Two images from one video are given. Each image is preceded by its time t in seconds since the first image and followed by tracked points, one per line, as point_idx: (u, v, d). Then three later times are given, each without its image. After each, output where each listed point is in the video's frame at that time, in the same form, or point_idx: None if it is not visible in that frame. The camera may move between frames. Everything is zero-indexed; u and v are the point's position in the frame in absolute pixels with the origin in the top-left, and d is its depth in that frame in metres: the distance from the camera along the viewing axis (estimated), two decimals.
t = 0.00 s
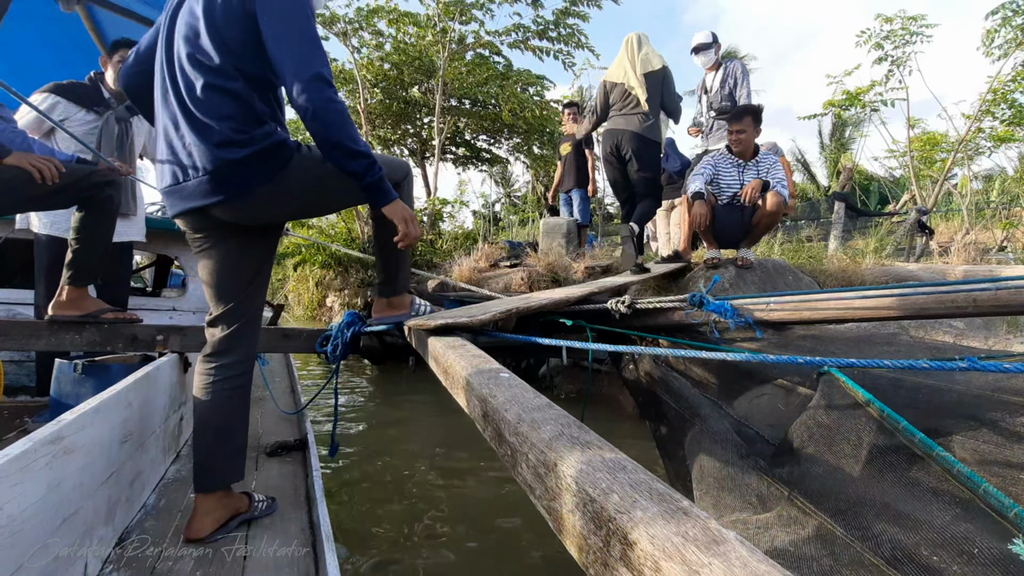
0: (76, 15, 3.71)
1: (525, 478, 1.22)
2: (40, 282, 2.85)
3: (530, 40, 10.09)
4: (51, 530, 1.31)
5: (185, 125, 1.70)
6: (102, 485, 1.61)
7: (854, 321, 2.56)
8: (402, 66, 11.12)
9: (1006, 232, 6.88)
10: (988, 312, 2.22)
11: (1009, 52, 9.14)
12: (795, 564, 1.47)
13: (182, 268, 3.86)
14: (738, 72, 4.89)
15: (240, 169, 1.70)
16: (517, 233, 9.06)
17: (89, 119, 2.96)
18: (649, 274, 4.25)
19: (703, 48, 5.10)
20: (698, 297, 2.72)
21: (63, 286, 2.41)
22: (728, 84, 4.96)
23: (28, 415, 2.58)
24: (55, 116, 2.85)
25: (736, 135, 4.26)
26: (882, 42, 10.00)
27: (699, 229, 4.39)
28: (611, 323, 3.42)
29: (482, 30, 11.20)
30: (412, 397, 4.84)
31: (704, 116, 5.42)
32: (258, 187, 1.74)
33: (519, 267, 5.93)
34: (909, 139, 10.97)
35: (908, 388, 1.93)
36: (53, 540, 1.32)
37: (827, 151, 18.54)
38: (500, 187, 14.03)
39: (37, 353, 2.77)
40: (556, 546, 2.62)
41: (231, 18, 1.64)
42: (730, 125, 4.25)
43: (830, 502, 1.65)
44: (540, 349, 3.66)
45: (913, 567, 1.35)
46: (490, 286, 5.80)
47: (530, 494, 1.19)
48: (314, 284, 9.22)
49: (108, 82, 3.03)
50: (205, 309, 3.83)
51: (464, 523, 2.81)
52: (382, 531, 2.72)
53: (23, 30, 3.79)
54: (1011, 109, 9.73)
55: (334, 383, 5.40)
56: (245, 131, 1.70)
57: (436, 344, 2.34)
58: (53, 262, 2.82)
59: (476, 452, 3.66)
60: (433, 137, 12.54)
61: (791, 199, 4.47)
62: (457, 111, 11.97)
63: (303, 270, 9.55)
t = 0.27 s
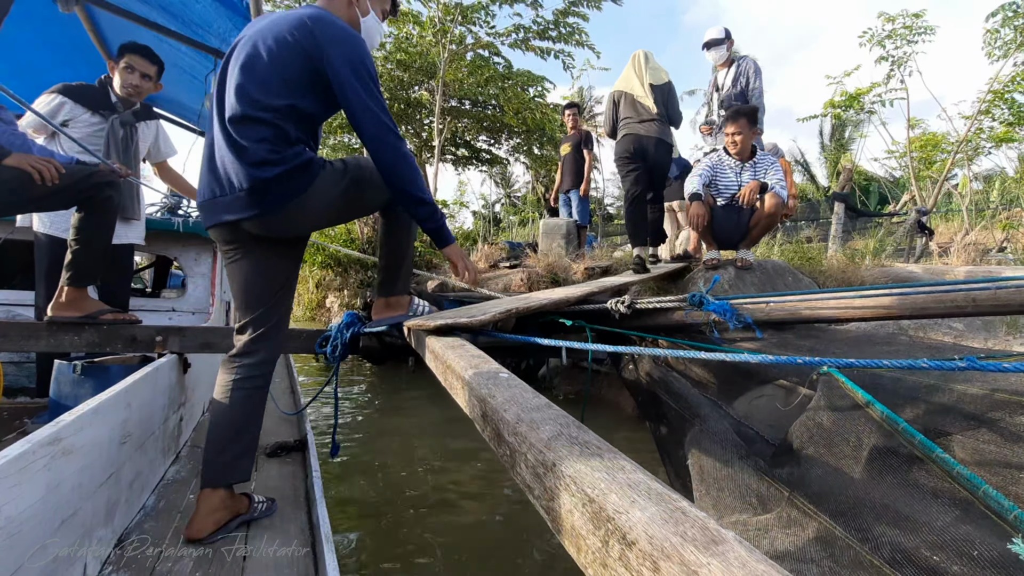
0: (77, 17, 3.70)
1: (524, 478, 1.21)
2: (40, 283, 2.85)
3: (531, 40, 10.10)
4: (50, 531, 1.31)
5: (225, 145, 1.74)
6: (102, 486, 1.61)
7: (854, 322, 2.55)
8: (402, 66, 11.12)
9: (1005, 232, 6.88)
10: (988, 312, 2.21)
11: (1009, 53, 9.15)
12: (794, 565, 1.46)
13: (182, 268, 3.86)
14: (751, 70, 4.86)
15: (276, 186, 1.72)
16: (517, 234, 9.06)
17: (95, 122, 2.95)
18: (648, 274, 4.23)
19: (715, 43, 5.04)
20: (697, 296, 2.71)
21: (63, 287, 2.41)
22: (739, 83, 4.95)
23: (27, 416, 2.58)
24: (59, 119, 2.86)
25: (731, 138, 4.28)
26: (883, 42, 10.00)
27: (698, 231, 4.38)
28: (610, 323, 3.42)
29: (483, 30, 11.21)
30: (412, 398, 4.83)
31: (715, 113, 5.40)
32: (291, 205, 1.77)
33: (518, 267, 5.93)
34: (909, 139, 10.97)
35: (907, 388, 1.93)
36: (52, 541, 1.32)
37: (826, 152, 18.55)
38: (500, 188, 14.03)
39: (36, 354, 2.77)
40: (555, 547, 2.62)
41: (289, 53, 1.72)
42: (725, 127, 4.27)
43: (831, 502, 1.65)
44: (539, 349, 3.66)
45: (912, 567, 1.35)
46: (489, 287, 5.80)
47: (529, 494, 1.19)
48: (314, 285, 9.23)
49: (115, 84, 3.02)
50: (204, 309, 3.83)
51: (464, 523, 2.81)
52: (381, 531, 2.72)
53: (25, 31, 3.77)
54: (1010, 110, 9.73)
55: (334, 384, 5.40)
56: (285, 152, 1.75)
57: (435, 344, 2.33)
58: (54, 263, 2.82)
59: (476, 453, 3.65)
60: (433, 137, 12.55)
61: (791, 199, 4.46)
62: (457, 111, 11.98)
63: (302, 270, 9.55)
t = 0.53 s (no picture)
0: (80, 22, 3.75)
1: (525, 480, 1.21)
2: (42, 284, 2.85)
3: (532, 40, 10.10)
4: (50, 531, 1.31)
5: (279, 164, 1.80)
6: (102, 486, 1.62)
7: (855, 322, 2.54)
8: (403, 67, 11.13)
9: (1005, 234, 6.88)
10: (989, 313, 2.21)
11: (1009, 53, 9.15)
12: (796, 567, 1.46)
13: (182, 269, 3.85)
14: (753, 70, 4.87)
15: (319, 211, 1.78)
16: (517, 234, 9.06)
17: (100, 121, 2.95)
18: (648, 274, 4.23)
19: (718, 43, 5.05)
20: (698, 296, 2.71)
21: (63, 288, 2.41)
22: (741, 84, 4.96)
23: (27, 416, 2.58)
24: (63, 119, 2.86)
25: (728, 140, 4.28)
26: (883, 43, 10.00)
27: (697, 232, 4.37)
28: (611, 323, 3.42)
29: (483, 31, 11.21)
30: (412, 399, 4.83)
31: (716, 114, 5.41)
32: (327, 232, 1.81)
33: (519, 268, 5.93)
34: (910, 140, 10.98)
35: (909, 389, 1.92)
36: (52, 541, 1.32)
37: (826, 153, 18.55)
38: (500, 189, 14.04)
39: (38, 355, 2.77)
40: (555, 548, 2.62)
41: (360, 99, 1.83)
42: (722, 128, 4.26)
43: (832, 503, 1.65)
44: (539, 349, 3.66)
45: (914, 569, 1.34)
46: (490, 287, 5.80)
47: (530, 496, 1.19)
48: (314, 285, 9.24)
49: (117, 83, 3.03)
50: (205, 309, 3.82)
51: (464, 525, 2.81)
52: (381, 532, 2.71)
53: (26, 32, 3.79)
54: (1010, 111, 9.73)
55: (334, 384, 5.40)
56: (333, 181, 1.80)
57: (436, 345, 2.33)
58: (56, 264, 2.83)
59: (476, 454, 3.65)
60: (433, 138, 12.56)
61: (791, 199, 4.46)
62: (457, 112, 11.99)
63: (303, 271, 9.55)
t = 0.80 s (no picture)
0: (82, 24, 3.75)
1: (524, 483, 1.21)
2: (42, 282, 2.85)
3: (532, 40, 10.10)
4: (49, 532, 1.31)
5: (345, 88, 2.03)
6: (101, 485, 1.61)
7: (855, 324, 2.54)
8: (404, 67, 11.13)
9: (1005, 235, 6.88)
10: (988, 315, 2.21)
11: (1009, 54, 9.15)
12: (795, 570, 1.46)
13: (182, 268, 3.85)
14: (750, 70, 4.85)
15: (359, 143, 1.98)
16: (516, 234, 9.06)
17: (96, 113, 2.94)
18: (649, 274, 4.23)
19: (716, 44, 5.05)
20: (698, 297, 2.71)
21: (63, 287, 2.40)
22: (739, 84, 4.94)
23: (27, 416, 2.57)
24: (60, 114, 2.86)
25: (727, 140, 4.28)
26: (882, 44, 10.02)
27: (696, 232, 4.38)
28: (611, 324, 3.42)
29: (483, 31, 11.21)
30: (411, 399, 4.83)
31: (715, 115, 5.41)
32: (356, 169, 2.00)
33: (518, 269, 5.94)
34: (909, 141, 10.97)
35: (909, 391, 1.93)
36: (51, 542, 1.31)
37: (827, 153, 18.55)
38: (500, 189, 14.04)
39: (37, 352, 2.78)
40: (554, 551, 2.61)
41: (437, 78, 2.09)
42: (720, 129, 4.26)
43: (832, 506, 1.65)
44: (539, 350, 3.66)
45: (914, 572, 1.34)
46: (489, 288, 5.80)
47: (530, 499, 1.18)
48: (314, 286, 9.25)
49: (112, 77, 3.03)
50: (204, 309, 3.82)
51: (462, 526, 2.80)
52: (380, 534, 2.71)
53: (28, 32, 3.80)
54: (1010, 111, 9.73)
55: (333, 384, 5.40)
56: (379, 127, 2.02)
57: (436, 347, 2.32)
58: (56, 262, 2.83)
59: (476, 454, 3.65)
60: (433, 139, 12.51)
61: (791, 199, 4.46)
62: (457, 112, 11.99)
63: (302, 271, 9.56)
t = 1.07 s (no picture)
0: (78, 16, 3.68)
1: (523, 481, 1.21)
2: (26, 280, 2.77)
3: (532, 41, 10.11)
4: (48, 532, 1.31)
5: (380, 63, 2.22)
6: (101, 486, 1.61)
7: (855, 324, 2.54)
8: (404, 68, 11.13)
9: (1005, 234, 6.88)
10: (988, 315, 2.21)
11: (1008, 55, 9.16)
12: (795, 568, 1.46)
13: (182, 269, 3.85)
14: (750, 69, 4.83)
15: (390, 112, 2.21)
16: (516, 235, 9.06)
17: (88, 105, 2.92)
18: (649, 274, 4.23)
19: (716, 44, 5.06)
20: (698, 296, 2.71)
21: (62, 287, 2.40)
22: (739, 83, 4.93)
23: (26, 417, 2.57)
24: (52, 108, 2.85)
25: (729, 138, 4.25)
26: (882, 44, 10.03)
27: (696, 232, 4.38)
28: (611, 324, 3.42)
29: (483, 32, 11.21)
30: (411, 400, 4.82)
31: (715, 115, 5.40)
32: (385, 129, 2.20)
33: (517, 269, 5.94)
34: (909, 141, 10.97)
35: (909, 391, 1.93)
36: (50, 542, 1.31)
37: (826, 153, 18.54)
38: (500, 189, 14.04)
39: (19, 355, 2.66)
40: (553, 551, 2.61)
41: (469, 62, 2.33)
42: (721, 128, 4.25)
43: (833, 505, 1.64)
44: (539, 350, 3.66)
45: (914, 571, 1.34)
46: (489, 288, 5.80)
47: (529, 498, 1.18)
48: (314, 286, 9.26)
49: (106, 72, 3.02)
50: (204, 309, 3.82)
51: (462, 526, 2.80)
52: (380, 534, 2.71)
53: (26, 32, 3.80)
54: (1010, 112, 9.72)
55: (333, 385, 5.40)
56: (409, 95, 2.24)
57: (436, 347, 2.32)
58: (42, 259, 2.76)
59: (475, 455, 3.65)
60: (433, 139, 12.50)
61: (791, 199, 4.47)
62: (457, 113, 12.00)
63: (302, 272, 9.56)
